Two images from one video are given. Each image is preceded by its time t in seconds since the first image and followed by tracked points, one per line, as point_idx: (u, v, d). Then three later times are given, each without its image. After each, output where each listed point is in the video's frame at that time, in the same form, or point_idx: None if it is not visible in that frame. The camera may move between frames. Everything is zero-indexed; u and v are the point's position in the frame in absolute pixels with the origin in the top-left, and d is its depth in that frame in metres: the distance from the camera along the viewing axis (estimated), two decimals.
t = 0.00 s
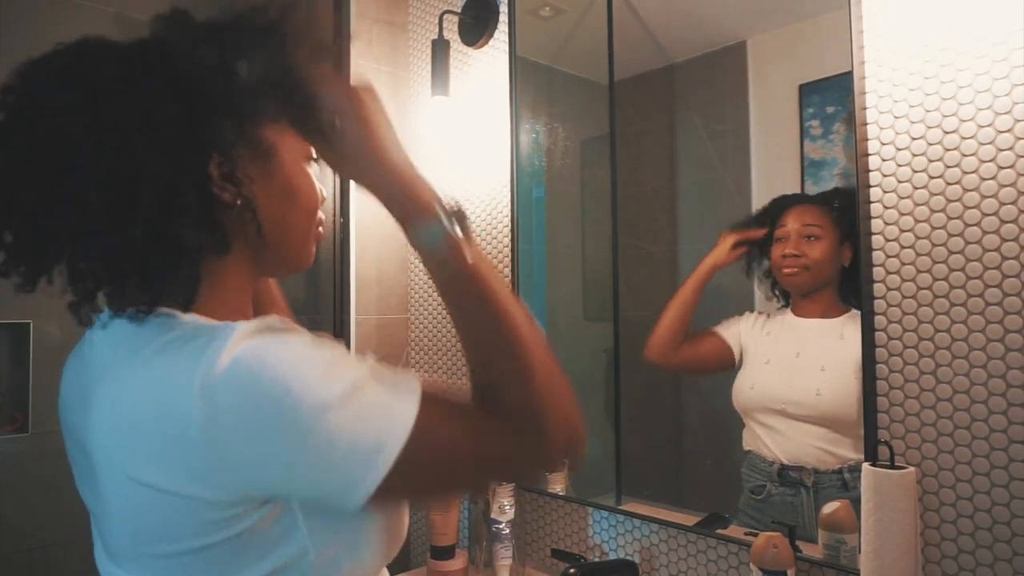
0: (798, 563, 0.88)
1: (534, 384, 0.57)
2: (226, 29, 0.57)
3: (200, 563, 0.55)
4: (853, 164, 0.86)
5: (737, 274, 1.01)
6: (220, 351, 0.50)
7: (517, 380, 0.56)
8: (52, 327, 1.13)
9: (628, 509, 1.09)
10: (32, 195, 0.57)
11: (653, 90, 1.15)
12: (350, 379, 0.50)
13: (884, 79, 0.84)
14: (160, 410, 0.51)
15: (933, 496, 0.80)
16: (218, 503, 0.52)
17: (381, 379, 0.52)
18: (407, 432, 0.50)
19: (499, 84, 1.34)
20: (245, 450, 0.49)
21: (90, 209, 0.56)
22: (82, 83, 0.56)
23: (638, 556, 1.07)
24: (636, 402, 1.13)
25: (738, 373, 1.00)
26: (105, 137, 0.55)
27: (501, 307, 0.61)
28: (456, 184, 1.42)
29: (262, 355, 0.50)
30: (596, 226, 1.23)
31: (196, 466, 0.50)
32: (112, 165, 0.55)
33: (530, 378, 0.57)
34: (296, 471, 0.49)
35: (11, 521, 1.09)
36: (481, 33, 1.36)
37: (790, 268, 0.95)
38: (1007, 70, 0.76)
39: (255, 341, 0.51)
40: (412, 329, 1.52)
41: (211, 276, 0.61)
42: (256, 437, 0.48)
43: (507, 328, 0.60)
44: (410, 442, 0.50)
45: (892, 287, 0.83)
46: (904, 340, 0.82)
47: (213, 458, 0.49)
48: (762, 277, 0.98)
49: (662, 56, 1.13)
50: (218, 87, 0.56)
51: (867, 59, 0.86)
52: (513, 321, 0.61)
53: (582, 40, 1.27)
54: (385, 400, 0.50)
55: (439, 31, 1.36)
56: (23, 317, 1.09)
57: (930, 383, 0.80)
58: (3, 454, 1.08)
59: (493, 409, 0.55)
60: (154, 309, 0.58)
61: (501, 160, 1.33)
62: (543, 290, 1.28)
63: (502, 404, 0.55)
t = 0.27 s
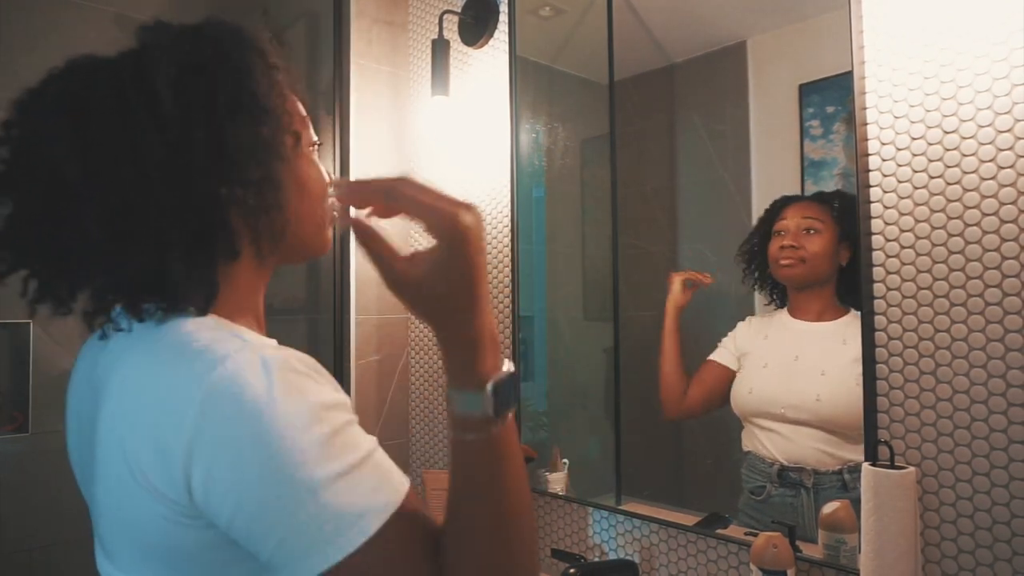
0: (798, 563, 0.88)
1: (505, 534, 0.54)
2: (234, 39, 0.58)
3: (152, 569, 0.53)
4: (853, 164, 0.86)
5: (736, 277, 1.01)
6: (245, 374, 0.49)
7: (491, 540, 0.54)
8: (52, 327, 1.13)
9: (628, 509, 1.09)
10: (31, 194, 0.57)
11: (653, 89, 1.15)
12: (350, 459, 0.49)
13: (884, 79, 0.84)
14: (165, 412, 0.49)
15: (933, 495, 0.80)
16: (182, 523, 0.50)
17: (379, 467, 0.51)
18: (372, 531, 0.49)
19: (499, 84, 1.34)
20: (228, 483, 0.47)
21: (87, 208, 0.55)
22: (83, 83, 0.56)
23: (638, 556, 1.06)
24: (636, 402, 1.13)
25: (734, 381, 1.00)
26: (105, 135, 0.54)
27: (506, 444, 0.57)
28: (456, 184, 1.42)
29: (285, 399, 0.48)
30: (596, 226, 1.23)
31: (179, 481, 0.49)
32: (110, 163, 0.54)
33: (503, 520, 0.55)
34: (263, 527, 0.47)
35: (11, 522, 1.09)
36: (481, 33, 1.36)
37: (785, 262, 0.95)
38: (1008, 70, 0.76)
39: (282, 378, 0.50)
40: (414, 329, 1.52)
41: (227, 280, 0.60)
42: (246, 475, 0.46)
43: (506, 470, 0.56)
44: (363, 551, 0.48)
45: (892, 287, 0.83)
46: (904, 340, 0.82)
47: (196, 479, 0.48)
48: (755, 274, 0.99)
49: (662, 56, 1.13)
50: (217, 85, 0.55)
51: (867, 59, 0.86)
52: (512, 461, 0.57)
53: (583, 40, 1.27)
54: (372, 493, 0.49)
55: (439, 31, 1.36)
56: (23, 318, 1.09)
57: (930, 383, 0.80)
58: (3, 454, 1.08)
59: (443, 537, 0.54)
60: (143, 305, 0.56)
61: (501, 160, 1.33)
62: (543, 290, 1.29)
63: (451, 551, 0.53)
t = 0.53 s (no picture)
0: (798, 563, 0.88)
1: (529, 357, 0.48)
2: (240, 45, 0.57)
3: (196, 548, 0.54)
4: (853, 164, 0.86)
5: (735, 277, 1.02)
6: (214, 334, 0.49)
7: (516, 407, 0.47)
8: (52, 327, 1.13)
9: (628, 509, 1.09)
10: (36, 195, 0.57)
11: (654, 90, 1.15)
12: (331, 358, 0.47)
13: (884, 79, 0.84)
14: (147, 400, 0.49)
15: (933, 496, 0.80)
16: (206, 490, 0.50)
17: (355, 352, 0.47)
18: (382, 404, 0.45)
19: (499, 83, 1.34)
20: (225, 442, 0.46)
21: (89, 211, 0.55)
22: (90, 89, 0.56)
23: (637, 556, 1.06)
24: (636, 402, 1.13)
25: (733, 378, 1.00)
26: (109, 141, 0.54)
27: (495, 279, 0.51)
28: (456, 184, 1.42)
29: (242, 345, 0.47)
30: (596, 227, 1.23)
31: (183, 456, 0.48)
32: (111, 166, 0.54)
33: (533, 387, 0.48)
34: (276, 457, 0.45)
35: (12, 522, 1.09)
36: (481, 33, 1.36)
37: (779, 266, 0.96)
38: (1008, 70, 0.76)
39: (237, 331, 0.49)
40: (413, 330, 1.51)
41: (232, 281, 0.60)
42: (235, 426, 0.45)
43: (500, 302, 0.50)
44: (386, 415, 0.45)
45: (892, 287, 0.83)
46: (904, 340, 0.82)
47: (196, 448, 0.47)
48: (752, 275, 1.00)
49: (662, 56, 1.13)
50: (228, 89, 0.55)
51: (867, 59, 0.86)
52: (512, 293, 0.51)
53: (583, 40, 1.27)
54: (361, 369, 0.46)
55: (439, 31, 1.36)
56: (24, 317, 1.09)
57: (930, 383, 0.80)
58: (3, 454, 1.08)
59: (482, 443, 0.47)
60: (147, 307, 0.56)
61: (501, 160, 1.33)
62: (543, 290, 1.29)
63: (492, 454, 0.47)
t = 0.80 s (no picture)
0: (798, 563, 0.88)
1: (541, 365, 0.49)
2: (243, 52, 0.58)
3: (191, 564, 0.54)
4: (853, 164, 0.86)
5: (735, 278, 1.02)
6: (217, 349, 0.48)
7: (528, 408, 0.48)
8: (52, 327, 1.13)
9: (628, 508, 1.09)
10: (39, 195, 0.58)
11: (654, 90, 1.15)
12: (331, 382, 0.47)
13: (884, 79, 0.84)
14: (147, 402, 0.49)
15: (933, 496, 0.80)
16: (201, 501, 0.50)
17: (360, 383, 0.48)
18: (381, 439, 0.46)
19: (499, 83, 1.34)
20: (221, 451, 0.46)
21: (89, 210, 0.56)
22: (91, 89, 0.56)
23: (637, 556, 1.06)
24: (635, 401, 1.13)
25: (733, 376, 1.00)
26: (109, 140, 0.54)
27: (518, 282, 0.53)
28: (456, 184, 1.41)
29: (246, 363, 0.46)
30: (596, 226, 1.23)
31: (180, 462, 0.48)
32: (112, 166, 0.54)
33: (537, 379, 0.48)
34: (273, 477, 0.45)
35: (12, 522, 1.09)
36: (481, 33, 1.35)
37: (775, 265, 0.97)
38: (1008, 70, 0.76)
39: (240, 345, 0.48)
40: (412, 331, 1.50)
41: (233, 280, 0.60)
42: (232, 437, 0.45)
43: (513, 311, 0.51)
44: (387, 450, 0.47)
45: (892, 287, 0.83)
46: (904, 340, 0.82)
47: (193, 455, 0.47)
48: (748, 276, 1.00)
49: (662, 56, 1.13)
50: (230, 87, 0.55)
51: (867, 59, 0.86)
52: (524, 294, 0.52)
53: (583, 39, 1.27)
54: (363, 401, 0.47)
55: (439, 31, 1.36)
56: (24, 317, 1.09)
57: (930, 383, 0.80)
58: (3, 453, 1.08)
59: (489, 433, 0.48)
60: (144, 306, 0.56)
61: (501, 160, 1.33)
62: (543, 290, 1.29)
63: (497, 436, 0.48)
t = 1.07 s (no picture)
0: (798, 563, 0.88)
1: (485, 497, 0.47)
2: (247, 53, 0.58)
3: None
4: (853, 164, 0.86)
5: (734, 278, 1.02)
6: (231, 368, 0.48)
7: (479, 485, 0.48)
8: (52, 327, 1.13)
9: (628, 508, 1.09)
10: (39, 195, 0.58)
11: (655, 90, 1.15)
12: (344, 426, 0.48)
13: (884, 79, 0.84)
14: (159, 408, 0.49)
15: (933, 495, 0.80)
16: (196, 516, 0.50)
17: (376, 431, 0.50)
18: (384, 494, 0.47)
19: (499, 83, 1.34)
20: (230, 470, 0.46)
21: (89, 209, 0.56)
22: (94, 90, 0.57)
23: (638, 556, 1.06)
24: (635, 401, 1.13)
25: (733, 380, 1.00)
26: (109, 139, 0.55)
27: (458, 382, 0.50)
28: (456, 184, 1.41)
29: (261, 390, 0.47)
30: (596, 226, 1.23)
31: (182, 475, 0.48)
32: (112, 166, 0.54)
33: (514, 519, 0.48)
34: (276, 506, 0.46)
35: (11, 522, 1.09)
36: (481, 33, 1.35)
37: (772, 264, 0.97)
38: (1008, 70, 0.76)
39: (255, 367, 0.49)
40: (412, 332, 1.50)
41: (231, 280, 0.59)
42: (245, 461, 0.46)
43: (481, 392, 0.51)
44: (383, 509, 0.47)
45: (892, 287, 0.83)
46: (904, 340, 0.82)
47: (199, 471, 0.47)
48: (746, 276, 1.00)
49: (662, 56, 1.13)
50: (230, 85, 0.55)
51: (867, 58, 0.86)
52: (467, 393, 0.50)
53: (583, 40, 1.27)
54: (377, 453, 0.48)
55: (439, 31, 1.36)
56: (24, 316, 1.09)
57: (930, 383, 0.80)
58: (3, 453, 1.08)
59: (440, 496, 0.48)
60: (152, 307, 0.56)
61: (501, 160, 1.33)
62: (543, 289, 1.28)
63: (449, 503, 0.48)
